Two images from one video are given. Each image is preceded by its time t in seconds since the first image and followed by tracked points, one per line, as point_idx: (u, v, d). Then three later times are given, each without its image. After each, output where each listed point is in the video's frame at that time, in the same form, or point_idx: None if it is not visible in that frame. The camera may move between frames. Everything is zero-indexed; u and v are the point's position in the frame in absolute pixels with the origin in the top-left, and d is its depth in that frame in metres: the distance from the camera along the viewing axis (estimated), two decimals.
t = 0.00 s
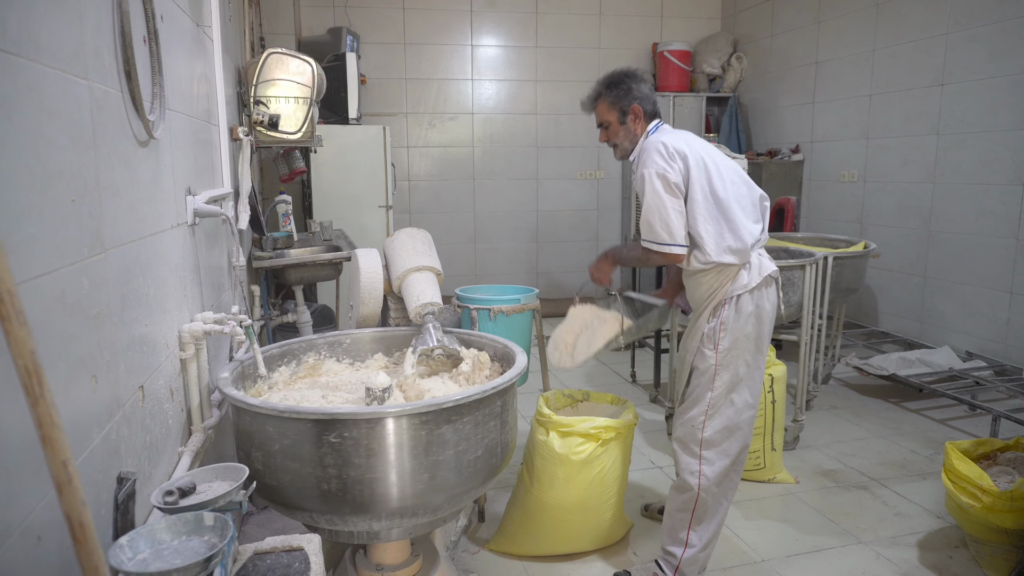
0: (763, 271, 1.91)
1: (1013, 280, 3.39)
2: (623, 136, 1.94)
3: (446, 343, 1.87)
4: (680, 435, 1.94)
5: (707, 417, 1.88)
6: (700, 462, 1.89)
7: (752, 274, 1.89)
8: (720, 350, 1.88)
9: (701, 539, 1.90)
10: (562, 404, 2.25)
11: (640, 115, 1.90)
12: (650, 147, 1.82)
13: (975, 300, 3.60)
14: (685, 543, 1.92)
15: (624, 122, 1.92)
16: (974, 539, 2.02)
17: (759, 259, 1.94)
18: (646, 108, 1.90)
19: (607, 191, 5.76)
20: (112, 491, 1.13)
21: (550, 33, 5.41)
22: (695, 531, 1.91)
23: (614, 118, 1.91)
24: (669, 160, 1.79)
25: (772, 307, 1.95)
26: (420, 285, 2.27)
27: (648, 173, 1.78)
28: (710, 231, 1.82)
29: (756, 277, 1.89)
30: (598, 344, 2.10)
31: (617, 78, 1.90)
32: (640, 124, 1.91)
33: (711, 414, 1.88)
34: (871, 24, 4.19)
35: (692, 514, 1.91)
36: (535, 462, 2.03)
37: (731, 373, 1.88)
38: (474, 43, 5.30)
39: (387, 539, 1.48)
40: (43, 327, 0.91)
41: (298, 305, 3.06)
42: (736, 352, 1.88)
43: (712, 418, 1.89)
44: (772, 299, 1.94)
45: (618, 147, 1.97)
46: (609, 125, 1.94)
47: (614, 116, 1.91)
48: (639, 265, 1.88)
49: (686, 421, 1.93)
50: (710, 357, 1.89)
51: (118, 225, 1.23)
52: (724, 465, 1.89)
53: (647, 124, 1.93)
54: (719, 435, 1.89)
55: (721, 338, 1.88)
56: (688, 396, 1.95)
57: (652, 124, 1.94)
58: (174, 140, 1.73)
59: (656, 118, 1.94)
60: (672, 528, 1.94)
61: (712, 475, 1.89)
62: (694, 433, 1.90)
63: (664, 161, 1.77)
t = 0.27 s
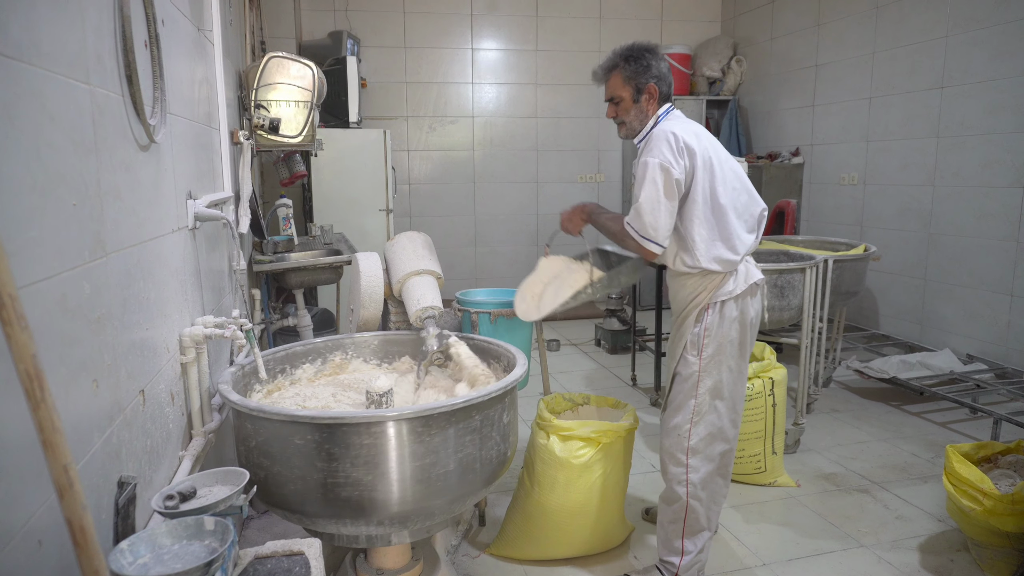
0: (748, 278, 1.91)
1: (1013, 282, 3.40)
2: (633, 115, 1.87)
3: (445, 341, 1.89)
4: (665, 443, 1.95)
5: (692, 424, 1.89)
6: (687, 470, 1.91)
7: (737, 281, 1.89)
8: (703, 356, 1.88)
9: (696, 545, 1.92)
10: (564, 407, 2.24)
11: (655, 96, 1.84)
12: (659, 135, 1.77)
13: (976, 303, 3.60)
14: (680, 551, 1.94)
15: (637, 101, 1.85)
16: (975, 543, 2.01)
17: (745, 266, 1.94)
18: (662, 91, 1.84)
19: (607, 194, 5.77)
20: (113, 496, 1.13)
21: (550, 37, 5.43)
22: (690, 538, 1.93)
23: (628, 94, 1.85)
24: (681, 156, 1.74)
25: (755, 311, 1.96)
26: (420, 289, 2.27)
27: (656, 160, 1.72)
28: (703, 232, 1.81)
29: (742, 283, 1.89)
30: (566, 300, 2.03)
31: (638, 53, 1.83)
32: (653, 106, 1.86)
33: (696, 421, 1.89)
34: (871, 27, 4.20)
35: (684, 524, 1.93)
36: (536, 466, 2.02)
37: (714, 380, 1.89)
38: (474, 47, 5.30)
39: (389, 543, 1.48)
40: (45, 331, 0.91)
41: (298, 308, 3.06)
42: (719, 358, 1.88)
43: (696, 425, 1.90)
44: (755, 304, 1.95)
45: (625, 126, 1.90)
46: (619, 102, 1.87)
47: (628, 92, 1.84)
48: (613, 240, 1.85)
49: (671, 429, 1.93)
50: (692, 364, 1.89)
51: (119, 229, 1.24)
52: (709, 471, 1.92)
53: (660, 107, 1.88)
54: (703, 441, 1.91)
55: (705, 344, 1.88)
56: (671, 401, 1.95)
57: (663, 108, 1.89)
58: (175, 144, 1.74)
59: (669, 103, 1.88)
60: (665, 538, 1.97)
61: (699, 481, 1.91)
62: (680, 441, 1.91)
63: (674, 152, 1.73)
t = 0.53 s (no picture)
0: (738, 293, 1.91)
1: (1013, 294, 3.40)
2: (635, 114, 1.85)
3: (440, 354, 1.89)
4: (661, 460, 1.95)
5: (688, 442, 1.89)
6: (684, 487, 1.90)
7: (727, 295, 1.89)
8: (696, 372, 1.88)
9: (696, 562, 1.92)
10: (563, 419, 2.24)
11: (660, 96, 1.82)
12: (661, 142, 1.72)
13: (976, 315, 3.60)
14: (681, 569, 1.93)
15: (641, 100, 1.83)
16: (977, 557, 2.00)
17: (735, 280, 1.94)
18: (667, 90, 1.82)
19: (608, 205, 5.79)
20: (112, 508, 1.13)
21: (550, 49, 5.46)
22: (689, 555, 1.92)
23: (632, 91, 1.82)
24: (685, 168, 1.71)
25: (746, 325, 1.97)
26: (420, 302, 2.27)
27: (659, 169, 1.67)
28: (697, 246, 1.80)
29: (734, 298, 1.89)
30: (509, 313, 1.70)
31: (647, 49, 1.79)
32: (656, 106, 1.84)
33: (692, 438, 1.89)
34: (869, 40, 4.23)
35: (684, 542, 1.92)
36: (536, 478, 2.02)
37: (707, 396, 1.89)
38: (475, 59, 5.34)
39: (388, 556, 1.48)
40: (48, 343, 0.92)
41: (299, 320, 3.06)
42: (711, 374, 1.89)
43: (691, 442, 1.89)
44: (747, 318, 1.96)
45: (625, 124, 1.88)
46: (623, 98, 1.84)
47: (633, 89, 1.82)
48: (574, 244, 1.68)
49: (667, 446, 1.93)
50: (686, 381, 1.89)
51: (121, 241, 1.25)
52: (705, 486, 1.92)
53: (663, 109, 1.86)
54: (699, 458, 1.91)
55: (698, 360, 1.88)
56: (666, 419, 1.95)
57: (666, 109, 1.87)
58: (177, 157, 1.75)
59: (672, 105, 1.87)
60: (665, 557, 1.96)
61: (695, 497, 1.91)
62: (676, 459, 1.91)
63: (677, 162, 1.69)
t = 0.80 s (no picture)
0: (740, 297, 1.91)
1: (1013, 300, 3.40)
2: (628, 120, 1.86)
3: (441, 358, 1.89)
4: (665, 467, 1.95)
5: (693, 448, 1.89)
6: (688, 493, 1.90)
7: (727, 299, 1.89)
8: (700, 379, 1.89)
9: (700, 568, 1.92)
10: (563, 423, 2.24)
11: (654, 102, 1.83)
12: (659, 151, 1.72)
13: (976, 321, 3.60)
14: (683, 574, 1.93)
15: (635, 105, 1.84)
16: (979, 563, 2.00)
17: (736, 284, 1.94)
18: (661, 97, 1.83)
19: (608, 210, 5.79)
20: (113, 512, 1.13)
21: (551, 55, 5.48)
22: (692, 561, 1.92)
23: (627, 96, 1.83)
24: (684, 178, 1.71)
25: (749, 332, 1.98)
26: (418, 309, 2.27)
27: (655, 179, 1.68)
28: (698, 254, 1.80)
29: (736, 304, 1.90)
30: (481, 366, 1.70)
31: (642, 55, 1.80)
32: (649, 112, 1.85)
33: (697, 445, 1.89)
34: (869, 46, 4.24)
35: (687, 548, 1.92)
36: (537, 482, 2.01)
37: (712, 402, 1.89)
38: (476, 65, 5.36)
39: (389, 560, 1.48)
40: (50, 347, 0.92)
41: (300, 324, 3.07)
42: (715, 380, 1.89)
43: (695, 448, 1.90)
44: (748, 323, 1.97)
45: (618, 129, 1.89)
46: (617, 103, 1.85)
47: (627, 95, 1.83)
48: (551, 268, 1.64)
49: (672, 453, 1.93)
50: (690, 388, 1.90)
51: (124, 245, 1.25)
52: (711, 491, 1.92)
53: (656, 115, 1.87)
54: (703, 464, 1.91)
55: (702, 367, 1.89)
56: (671, 427, 1.95)
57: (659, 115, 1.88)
58: (179, 161, 1.75)
59: (666, 111, 1.88)
60: (668, 562, 1.96)
61: (700, 503, 1.91)
62: (681, 466, 1.91)
63: (675, 172, 1.69)
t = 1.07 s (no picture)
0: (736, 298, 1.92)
1: (1014, 302, 3.40)
2: (619, 124, 1.85)
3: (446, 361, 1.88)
4: (664, 468, 1.95)
5: (691, 448, 1.89)
6: (687, 494, 1.90)
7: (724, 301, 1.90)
8: (697, 379, 1.89)
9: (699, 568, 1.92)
10: (564, 425, 2.24)
11: (643, 104, 1.83)
12: (653, 156, 1.72)
13: (977, 322, 3.59)
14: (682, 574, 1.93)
15: (625, 109, 1.83)
16: (980, 565, 1.99)
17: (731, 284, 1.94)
18: (650, 99, 1.83)
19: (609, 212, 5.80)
20: (114, 514, 1.13)
21: (552, 57, 5.49)
22: (691, 561, 1.92)
23: (615, 101, 1.83)
24: (679, 183, 1.71)
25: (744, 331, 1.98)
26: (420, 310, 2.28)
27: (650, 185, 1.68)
28: (694, 257, 1.80)
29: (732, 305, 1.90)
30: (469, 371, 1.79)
31: (628, 59, 1.80)
32: (640, 115, 1.84)
33: (695, 445, 1.89)
34: (870, 48, 4.25)
35: (686, 548, 1.92)
36: (537, 484, 2.02)
37: (709, 402, 1.89)
38: (476, 67, 5.36)
39: (389, 562, 1.48)
40: (51, 349, 0.92)
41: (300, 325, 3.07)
42: (712, 380, 1.89)
43: (694, 449, 1.89)
44: (743, 323, 1.97)
45: (610, 134, 1.88)
46: (607, 108, 1.84)
47: (616, 99, 1.82)
48: (552, 283, 1.66)
49: (670, 454, 1.93)
50: (686, 389, 1.90)
51: (124, 247, 1.25)
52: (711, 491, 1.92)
53: (646, 118, 1.86)
54: (702, 464, 1.91)
55: (698, 367, 1.89)
56: (669, 427, 1.95)
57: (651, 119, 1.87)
58: (180, 163, 1.75)
59: (656, 112, 1.87)
60: (668, 563, 1.96)
61: (699, 503, 1.91)
62: (679, 466, 1.91)
63: (669, 176, 1.69)
